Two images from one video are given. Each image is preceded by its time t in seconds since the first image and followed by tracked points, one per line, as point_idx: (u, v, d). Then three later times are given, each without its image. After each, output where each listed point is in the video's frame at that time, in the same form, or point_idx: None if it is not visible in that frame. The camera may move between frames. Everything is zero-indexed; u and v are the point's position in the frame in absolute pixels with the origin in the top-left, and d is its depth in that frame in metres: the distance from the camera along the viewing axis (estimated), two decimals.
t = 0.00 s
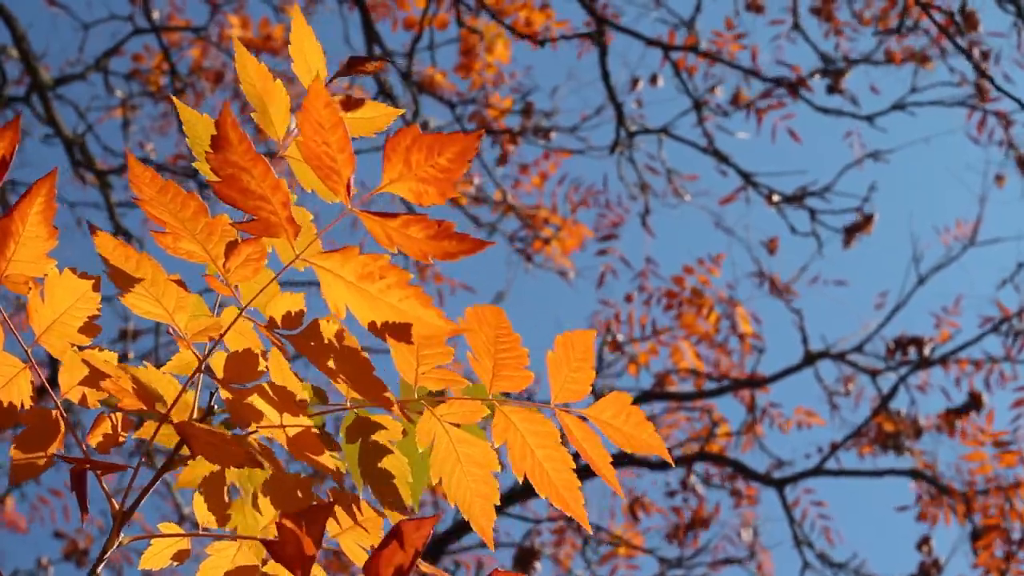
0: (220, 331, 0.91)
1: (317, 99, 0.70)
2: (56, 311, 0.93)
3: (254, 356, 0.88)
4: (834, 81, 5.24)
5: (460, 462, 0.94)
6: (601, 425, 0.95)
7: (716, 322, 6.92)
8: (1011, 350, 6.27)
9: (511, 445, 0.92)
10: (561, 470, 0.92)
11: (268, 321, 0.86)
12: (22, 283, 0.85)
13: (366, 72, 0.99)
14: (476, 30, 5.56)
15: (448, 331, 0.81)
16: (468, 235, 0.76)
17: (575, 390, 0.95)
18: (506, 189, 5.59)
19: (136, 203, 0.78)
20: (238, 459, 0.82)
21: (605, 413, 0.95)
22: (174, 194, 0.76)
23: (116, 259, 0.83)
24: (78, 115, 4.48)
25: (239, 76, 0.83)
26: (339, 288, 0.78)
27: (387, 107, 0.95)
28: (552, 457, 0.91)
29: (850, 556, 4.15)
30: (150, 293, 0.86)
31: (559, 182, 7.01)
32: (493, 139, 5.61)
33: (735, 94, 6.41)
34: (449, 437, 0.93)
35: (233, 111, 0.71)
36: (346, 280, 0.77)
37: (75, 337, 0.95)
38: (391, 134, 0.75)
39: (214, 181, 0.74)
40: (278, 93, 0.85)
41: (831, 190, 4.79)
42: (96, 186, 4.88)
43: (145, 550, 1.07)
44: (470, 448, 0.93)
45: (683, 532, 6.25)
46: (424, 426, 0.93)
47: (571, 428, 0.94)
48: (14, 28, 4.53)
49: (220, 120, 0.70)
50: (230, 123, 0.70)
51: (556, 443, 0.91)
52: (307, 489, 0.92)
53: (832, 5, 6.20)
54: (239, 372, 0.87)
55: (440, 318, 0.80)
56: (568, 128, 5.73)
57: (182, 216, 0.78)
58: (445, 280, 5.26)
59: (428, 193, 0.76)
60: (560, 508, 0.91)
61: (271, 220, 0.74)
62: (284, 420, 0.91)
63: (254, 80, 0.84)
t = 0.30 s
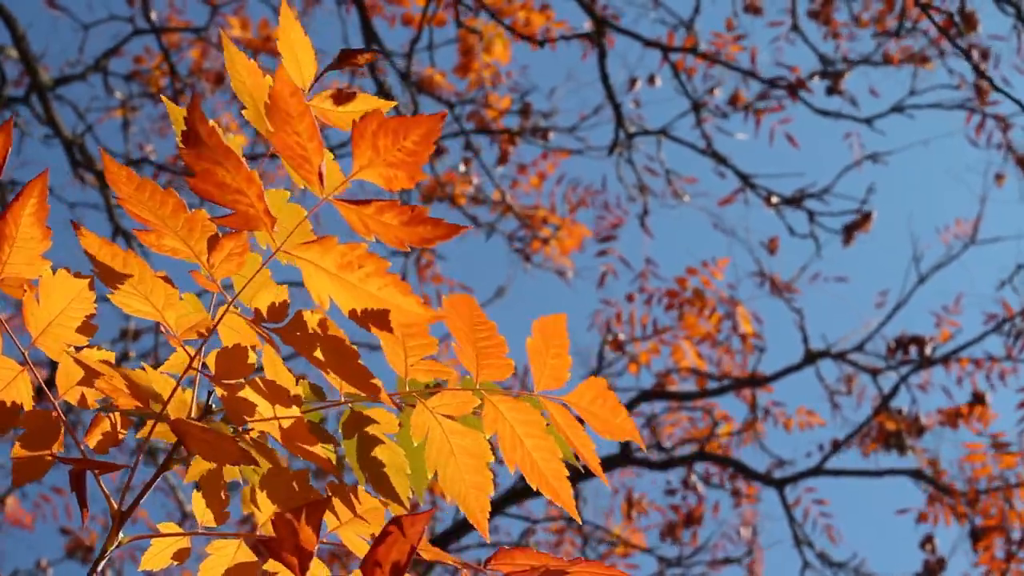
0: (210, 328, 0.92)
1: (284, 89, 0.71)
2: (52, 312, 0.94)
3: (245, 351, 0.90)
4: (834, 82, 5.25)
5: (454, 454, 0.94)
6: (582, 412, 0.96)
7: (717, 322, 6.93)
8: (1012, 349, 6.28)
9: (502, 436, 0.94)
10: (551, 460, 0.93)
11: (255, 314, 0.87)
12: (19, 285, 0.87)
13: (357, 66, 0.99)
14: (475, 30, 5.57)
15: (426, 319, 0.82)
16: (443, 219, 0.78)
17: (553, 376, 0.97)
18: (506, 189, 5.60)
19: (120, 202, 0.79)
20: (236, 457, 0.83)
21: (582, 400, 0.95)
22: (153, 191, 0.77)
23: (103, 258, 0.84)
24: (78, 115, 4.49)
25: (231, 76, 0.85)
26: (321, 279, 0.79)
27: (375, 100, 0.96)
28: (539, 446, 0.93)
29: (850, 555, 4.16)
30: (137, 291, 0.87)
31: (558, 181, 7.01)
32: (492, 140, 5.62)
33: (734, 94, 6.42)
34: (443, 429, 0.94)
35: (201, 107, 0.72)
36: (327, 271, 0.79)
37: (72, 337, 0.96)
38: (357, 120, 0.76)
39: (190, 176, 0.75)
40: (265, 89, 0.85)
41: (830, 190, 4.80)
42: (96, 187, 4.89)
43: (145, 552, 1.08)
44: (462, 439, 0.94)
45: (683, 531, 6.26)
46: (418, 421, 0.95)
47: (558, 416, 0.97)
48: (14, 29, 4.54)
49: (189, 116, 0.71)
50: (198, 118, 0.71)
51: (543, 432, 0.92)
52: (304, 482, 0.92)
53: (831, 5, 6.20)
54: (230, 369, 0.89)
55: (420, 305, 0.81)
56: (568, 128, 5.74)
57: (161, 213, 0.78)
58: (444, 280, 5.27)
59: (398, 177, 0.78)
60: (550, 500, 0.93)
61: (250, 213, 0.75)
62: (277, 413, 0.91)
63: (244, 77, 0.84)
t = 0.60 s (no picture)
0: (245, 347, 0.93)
1: (365, 121, 0.72)
2: (73, 319, 0.95)
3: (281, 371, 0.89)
4: (833, 81, 5.26)
5: (484, 481, 0.95)
6: (634, 451, 0.97)
7: (715, 320, 6.95)
8: (1009, 346, 6.30)
9: (536, 466, 0.94)
10: (589, 494, 0.94)
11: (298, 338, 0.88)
12: (40, 290, 0.87)
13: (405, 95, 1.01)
14: (476, 30, 5.58)
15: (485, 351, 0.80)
16: (512, 255, 0.77)
17: (608, 417, 0.97)
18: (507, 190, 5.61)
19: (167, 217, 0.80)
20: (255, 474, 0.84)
21: (640, 442, 0.96)
22: (209, 210, 0.78)
23: (141, 274, 0.85)
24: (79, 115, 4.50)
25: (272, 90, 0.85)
26: (375, 306, 0.79)
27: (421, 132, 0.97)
28: (580, 481, 0.93)
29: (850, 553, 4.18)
30: (177, 306, 0.87)
31: (558, 181, 7.02)
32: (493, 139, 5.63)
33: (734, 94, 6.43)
34: (471, 457, 0.95)
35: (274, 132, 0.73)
36: (382, 298, 0.79)
37: (92, 345, 0.97)
38: (441, 153, 0.77)
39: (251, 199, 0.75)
40: (311, 108, 0.87)
41: (830, 190, 4.81)
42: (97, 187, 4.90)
43: (156, 563, 1.08)
44: (492, 468, 0.95)
45: (681, 529, 6.28)
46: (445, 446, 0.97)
47: (605, 457, 0.96)
48: (15, 29, 4.55)
49: (262, 140, 0.72)
50: (272, 144, 0.72)
51: (584, 466, 0.92)
52: (313, 500, 0.93)
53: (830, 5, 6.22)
54: (264, 386, 0.88)
55: (480, 336, 0.79)
56: (568, 128, 5.75)
57: (216, 232, 0.79)
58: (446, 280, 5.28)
59: (476, 214, 0.78)
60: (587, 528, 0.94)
61: (307, 238, 0.76)
62: (309, 440, 0.94)
63: (285, 92, 0.85)
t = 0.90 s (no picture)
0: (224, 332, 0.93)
1: (328, 88, 0.72)
2: (56, 311, 0.95)
3: (257, 354, 0.91)
4: (834, 79, 5.25)
5: (471, 456, 0.95)
6: (623, 412, 0.97)
7: (715, 318, 6.94)
8: (1010, 346, 6.29)
9: (522, 436, 0.94)
10: (576, 460, 0.94)
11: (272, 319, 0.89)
12: (21, 282, 0.87)
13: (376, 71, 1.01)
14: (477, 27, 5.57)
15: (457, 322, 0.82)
16: (478, 223, 0.78)
17: (594, 378, 0.98)
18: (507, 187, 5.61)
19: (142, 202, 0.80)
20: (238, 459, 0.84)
21: (628, 401, 0.96)
22: (182, 192, 0.78)
23: (120, 261, 0.85)
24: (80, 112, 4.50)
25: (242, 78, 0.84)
26: (348, 284, 0.79)
27: (391, 107, 0.97)
28: (567, 446, 0.93)
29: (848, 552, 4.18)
30: (153, 292, 0.87)
31: (560, 177, 7.02)
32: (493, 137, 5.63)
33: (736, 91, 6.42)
34: (456, 432, 0.95)
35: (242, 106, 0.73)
36: (351, 274, 0.79)
37: (73, 336, 0.97)
38: (401, 123, 0.76)
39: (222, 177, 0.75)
40: (281, 94, 0.86)
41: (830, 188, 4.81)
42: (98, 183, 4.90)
43: (144, 551, 1.09)
44: (479, 442, 0.94)
45: (681, 528, 6.28)
46: (430, 424, 0.95)
47: (588, 417, 0.95)
48: (16, 25, 4.55)
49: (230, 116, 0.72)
50: (240, 118, 0.72)
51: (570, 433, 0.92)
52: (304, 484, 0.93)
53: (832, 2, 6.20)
54: (242, 370, 0.90)
55: (451, 308, 0.81)
56: (569, 125, 5.75)
57: (189, 214, 0.80)
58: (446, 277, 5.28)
59: (439, 181, 0.78)
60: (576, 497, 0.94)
61: (278, 215, 0.76)
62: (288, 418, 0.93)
63: (256, 81, 0.84)
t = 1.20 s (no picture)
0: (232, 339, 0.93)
1: (336, 114, 0.72)
2: (63, 311, 0.95)
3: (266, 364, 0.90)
4: (833, 79, 5.25)
5: (472, 470, 0.95)
6: (619, 439, 0.97)
7: (715, 319, 6.94)
8: (1009, 345, 6.30)
9: (523, 457, 0.94)
10: (574, 483, 0.93)
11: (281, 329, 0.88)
12: (29, 282, 0.87)
13: (385, 78, 1.00)
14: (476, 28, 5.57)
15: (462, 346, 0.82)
16: (486, 251, 0.78)
17: (591, 403, 0.97)
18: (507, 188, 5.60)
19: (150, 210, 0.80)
20: (244, 464, 0.84)
21: (623, 427, 0.96)
22: (190, 203, 0.78)
23: (130, 268, 0.85)
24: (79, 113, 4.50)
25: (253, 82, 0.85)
26: (354, 301, 0.79)
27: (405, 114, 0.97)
28: (567, 471, 0.93)
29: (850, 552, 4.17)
30: (162, 300, 0.87)
31: (559, 177, 7.01)
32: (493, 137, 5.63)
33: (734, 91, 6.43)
34: (460, 445, 0.94)
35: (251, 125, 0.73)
36: (361, 292, 0.78)
37: (81, 337, 0.96)
38: (411, 150, 0.76)
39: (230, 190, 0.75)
40: (293, 95, 0.86)
41: (829, 189, 4.81)
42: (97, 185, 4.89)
43: (151, 553, 1.08)
44: (482, 457, 0.94)
45: (682, 529, 6.27)
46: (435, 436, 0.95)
47: (591, 447, 0.95)
48: (15, 27, 4.55)
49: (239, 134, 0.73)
50: (249, 137, 0.73)
51: (568, 455, 0.92)
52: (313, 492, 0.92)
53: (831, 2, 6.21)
54: (250, 378, 0.90)
55: (456, 331, 0.81)
56: (568, 125, 5.75)
57: (197, 226, 0.79)
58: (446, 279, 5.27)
59: (446, 210, 0.78)
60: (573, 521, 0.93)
61: (287, 230, 0.75)
62: (295, 429, 0.93)
63: (267, 83, 0.85)
